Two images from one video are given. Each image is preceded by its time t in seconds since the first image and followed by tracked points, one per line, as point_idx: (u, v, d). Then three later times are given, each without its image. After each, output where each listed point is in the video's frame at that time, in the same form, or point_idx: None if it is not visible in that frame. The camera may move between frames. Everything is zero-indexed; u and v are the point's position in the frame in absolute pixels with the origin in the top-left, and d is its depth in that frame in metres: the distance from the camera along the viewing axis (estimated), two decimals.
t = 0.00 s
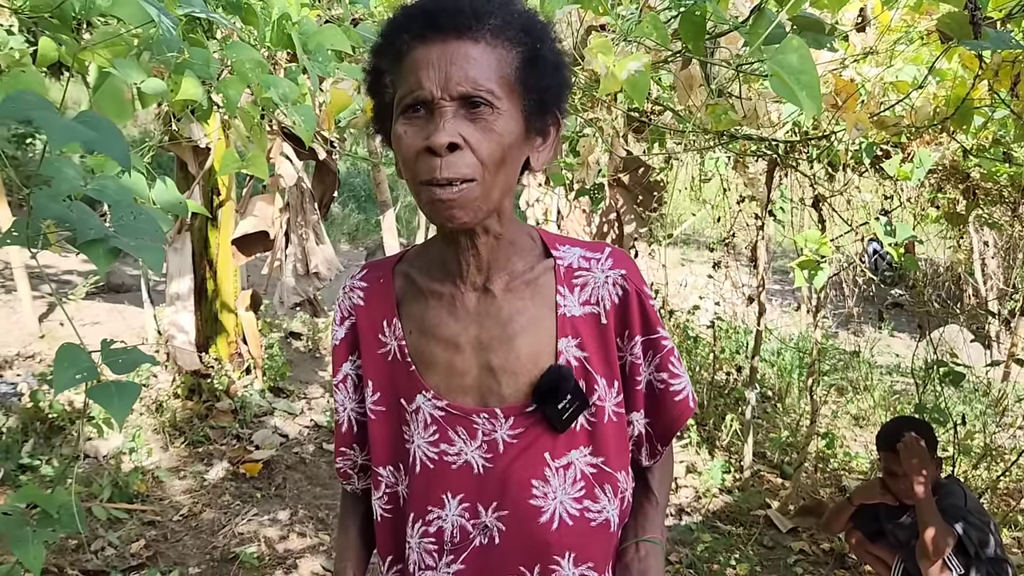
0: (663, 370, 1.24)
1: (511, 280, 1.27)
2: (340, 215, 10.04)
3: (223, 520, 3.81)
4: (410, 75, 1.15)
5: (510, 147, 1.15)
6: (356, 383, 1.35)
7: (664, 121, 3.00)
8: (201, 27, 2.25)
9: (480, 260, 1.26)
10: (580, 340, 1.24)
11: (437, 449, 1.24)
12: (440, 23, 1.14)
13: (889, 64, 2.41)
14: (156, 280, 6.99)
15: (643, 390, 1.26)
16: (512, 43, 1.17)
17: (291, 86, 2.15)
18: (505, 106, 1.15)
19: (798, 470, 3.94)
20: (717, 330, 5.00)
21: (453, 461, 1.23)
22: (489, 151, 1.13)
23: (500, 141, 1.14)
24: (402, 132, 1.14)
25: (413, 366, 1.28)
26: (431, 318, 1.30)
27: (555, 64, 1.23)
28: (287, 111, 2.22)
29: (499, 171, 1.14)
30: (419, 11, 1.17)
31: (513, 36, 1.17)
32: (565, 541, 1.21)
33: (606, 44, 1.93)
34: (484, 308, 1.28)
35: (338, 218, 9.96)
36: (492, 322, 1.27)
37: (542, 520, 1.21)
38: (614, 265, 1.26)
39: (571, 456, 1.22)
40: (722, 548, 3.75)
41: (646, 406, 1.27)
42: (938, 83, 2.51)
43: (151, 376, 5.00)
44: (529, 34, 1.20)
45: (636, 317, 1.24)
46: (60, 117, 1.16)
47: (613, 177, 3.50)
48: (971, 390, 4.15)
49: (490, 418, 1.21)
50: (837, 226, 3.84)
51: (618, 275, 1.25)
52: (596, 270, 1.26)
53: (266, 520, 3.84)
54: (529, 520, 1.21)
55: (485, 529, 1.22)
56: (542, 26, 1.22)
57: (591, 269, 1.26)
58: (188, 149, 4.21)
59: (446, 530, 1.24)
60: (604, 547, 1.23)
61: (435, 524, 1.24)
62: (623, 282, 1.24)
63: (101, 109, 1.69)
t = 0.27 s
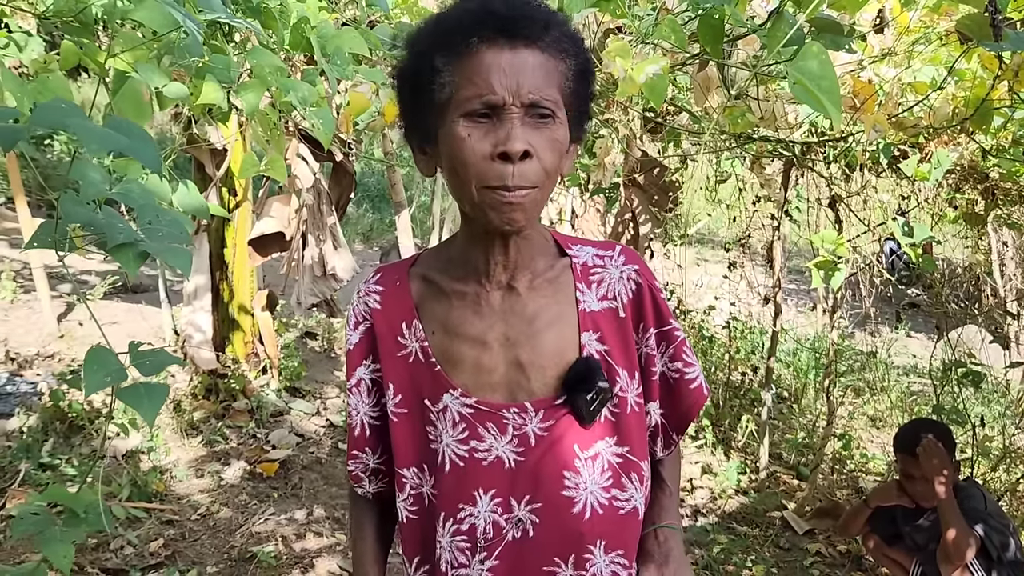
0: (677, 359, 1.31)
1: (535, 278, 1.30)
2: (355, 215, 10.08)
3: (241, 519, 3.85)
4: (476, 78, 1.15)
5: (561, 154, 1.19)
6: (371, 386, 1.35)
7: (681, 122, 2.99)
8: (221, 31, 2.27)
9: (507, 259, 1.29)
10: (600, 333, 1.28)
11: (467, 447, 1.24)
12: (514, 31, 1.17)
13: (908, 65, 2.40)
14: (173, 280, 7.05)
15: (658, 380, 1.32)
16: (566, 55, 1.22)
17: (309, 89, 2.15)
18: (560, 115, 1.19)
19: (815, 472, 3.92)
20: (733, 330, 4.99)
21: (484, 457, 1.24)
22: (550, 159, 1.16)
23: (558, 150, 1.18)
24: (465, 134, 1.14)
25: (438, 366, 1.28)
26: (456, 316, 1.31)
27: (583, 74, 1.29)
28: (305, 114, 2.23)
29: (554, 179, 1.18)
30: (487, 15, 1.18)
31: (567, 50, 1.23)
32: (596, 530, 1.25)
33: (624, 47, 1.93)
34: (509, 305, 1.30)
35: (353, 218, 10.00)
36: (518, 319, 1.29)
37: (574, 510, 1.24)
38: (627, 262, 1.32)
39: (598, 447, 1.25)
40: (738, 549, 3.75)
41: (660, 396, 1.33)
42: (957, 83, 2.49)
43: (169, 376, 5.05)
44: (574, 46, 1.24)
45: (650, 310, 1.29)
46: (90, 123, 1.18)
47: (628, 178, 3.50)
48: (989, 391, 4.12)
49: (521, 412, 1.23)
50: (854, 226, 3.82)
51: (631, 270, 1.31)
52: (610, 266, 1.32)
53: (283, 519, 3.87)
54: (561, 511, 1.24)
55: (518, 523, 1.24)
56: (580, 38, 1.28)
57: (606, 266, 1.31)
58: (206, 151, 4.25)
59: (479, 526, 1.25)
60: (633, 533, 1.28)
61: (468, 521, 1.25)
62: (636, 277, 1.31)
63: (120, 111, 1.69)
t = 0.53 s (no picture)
0: (682, 349, 1.34)
1: (548, 275, 1.32)
2: (366, 216, 10.11)
3: (252, 519, 3.86)
4: (535, 84, 1.15)
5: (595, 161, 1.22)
6: (381, 386, 1.33)
7: (691, 123, 2.99)
8: (233, 32, 2.28)
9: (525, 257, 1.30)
10: (611, 328, 1.31)
11: (487, 444, 1.25)
12: (577, 40, 1.18)
13: (920, 64, 2.38)
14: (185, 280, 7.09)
15: (663, 371, 1.35)
16: (604, 63, 1.24)
17: (320, 90, 2.16)
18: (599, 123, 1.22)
19: (827, 473, 3.90)
20: (743, 331, 4.98)
21: (504, 454, 1.25)
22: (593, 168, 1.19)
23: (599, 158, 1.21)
24: (522, 141, 1.15)
25: (456, 366, 1.28)
26: (472, 315, 1.32)
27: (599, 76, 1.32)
28: (317, 114, 2.24)
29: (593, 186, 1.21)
30: (547, 18, 1.17)
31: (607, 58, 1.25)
32: (615, 520, 1.28)
33: (635, 47, 1.92)
34: (525, 302, 1.32)
35: (363, 218, 10.02)
36: (535, 317, 1.31)
37: (593, 502, 1.26)
38: (632, 255, 1.36)
39: (613, 439, 1.28)
40: (749, 550, 3.74)
41: (665, 386, 1.36)
42: (970, 83, 2.48)
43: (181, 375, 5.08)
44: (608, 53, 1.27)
45: (655, 301, 1.33)
46: (106, 124, 1.19)
47: (638, 178, 3.50)
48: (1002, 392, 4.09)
49: (539, 409, 1.24)
50: (866, 226, 3.80)
51: (637, 263, 1.34)
52: (616, 260, 1.35)
53: (294, 519, 3.89)
54: (581, 503, 1.26)
55: (539, 517, 1.26)
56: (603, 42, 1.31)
57: (612, 260, 1.35)
58: (217, 152, 4.27)
59: (501, 521, 1.25)
60: (649, 519, 1.32)
61: (489, 516, 1.25)
62: (641, 270, 1.34)
63: (132, 113, 1.70)
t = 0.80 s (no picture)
0: (707, 359, 1.35)
1: (574, 279, 1.33)
2: (373, 215, 10.12)
3: (259, 518, 3.87)
4: (529, 85, 1.15)
5: (613, 165, 1.21)
6: (400, 382, 1.32)
7: (698, 122, 2.98)
8: (241, 32, 2.28)
9: (549, 259, 1.30)
10: (636, 335, 1.31)
11: (506, 447, 1.24)
12: (573, 38, 1.16)
13: (927, 62, 2.37)
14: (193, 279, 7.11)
15: (688, 379, 1.35)
16: (620, 62, 1.22)
17: (328, 89, 2.17)
18: (614, 125, 1.20)
19: (833, 473, 3.89)
20: (751, 331, 4.97)
21: (523, 458, 1.24)
22: (597, 169, 1.18)
23: (608, 160, 1.19)
24: (516, 143, 1.15)
25: (477, 367, 1.27)
26: (495, 314, 1.31)
27: (636, 79, 1.30)
28: (324, 114, 2.24)
29: (601, 189, 1.19)
30: (543, 20, 1.17)
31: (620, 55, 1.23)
32: (631, 527, 1.28)
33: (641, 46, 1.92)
34: (549, 306, 1.31)
35: (371, 218, 10.04)
36: (559, 320, 1.31)
37: (610, 508, 1.26)
38: (661, 262, 1.36)
39: (632, 446, 1.28)
40: (756, 551, 3.73)
41: (689, 394, 1.37)
42: (978, 82, 2.46)
43: (189, 374, 5.10)
44: (627, 52, 1.24)
45: (682, 310, 1.33)
46: (112, 124, 1.20)
47: (645, 177, 3.49)
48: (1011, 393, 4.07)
49: (561, 414, 1.24)
50: (874, 226, 3.79)
51: (665, 271, 1.35)
52: (645, 266, 1.35)
53: (300, 518, 3.90)
54: (599, 509, 1.26)
55: (555, 522, 1.25)
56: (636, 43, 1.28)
57: (640, 266, 1.35)
58: (225, 151, 4.28)
59: (517, 524, 1.25)
60: (664, 528, 1.31)
61: (505, 519, 1.25)
62: (670, 278, 1.34)
63: (140, 113, 1.71)
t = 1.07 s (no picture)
0: (725, 356, 1.34)
1: (596, 279, 1.30)
2: (378, 214, 10.13)
3: (264, 516, 3.88)
4: (511, 76, 1.15)
5: (609, 152, 1.17)
6: (418, 393, 1.26)
7: (704, 121, 2.97)
8: (245, 31, 2.27)
9: (569, 258, 1.27)
10: (659, 334, 1.30)
11: (534, 453, 1.22)
12: (549, 25, 1.15)
13: (933, 61, 2.35)
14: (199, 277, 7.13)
15: (705, 376, 1.35)
16: (616, 47, 1.18)
17: (332, 87, 2.17)
18: (606, 111, 1.17)
19: (839, 473, 3.88)
20: (756, 330, 4.95)
21: (551, 463, 1.22)
22: (590, 155, 1.14)
23: (601, 146, 1.16)
24: (501, 133, 1.14)
25: (502, 372, 1.24)
26: (518, 317, 1.27)
27: (651, 66, 1.25)
28: (328, 113, 2.24)
29: (597, 175, 1.16)
30: (523, 11, 1.17)
31: (614, 38, 1.18)
32: (657, 526, 1.29)
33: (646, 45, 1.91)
34: (572, 307, 1.29)
35: (376, 217, 10.05)
36: (582, 322, 1.28)
37: (638, 509, 1.27)
38: (679, 260, 1.34)
39: (656, 446, 1.28)
40: (761, 550, 3.72)
41: (706, 392, 1.37)
42: (984, 81, 2.45)
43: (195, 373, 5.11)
44: (626, 37, 1.20)
45: (701, 307, 1.32)
46: (118, 122, 1.20)
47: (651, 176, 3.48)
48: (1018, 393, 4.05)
49: (588, 417, 1.23)
50: (880, 225, 3.77)
51: (684, 268, 1.33)
52: (663, 264, 1.34)
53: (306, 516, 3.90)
54: (626, 510, 1.26)
55: (584, 526, 1.23)
56: (644, 29, 1.24)
57: (660, 265, 1.33)
58: (230, 150, 4.29)
59: (546, 530, 1.23)
60: (686, 526, 1.32)
61: (534, 524, 1.22)
62: (689, 275, 1.33)
63: (148, 112, 1.71)
